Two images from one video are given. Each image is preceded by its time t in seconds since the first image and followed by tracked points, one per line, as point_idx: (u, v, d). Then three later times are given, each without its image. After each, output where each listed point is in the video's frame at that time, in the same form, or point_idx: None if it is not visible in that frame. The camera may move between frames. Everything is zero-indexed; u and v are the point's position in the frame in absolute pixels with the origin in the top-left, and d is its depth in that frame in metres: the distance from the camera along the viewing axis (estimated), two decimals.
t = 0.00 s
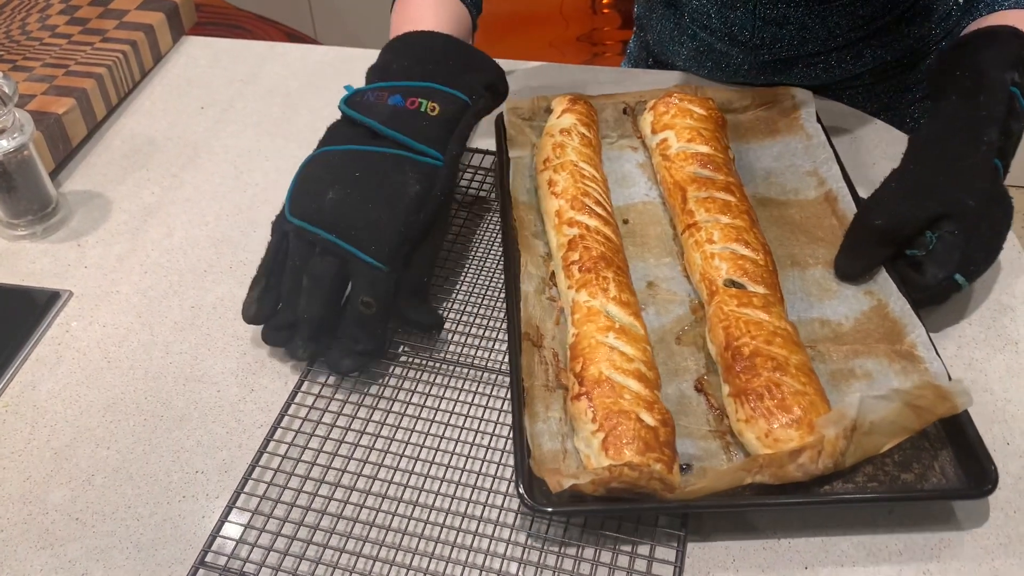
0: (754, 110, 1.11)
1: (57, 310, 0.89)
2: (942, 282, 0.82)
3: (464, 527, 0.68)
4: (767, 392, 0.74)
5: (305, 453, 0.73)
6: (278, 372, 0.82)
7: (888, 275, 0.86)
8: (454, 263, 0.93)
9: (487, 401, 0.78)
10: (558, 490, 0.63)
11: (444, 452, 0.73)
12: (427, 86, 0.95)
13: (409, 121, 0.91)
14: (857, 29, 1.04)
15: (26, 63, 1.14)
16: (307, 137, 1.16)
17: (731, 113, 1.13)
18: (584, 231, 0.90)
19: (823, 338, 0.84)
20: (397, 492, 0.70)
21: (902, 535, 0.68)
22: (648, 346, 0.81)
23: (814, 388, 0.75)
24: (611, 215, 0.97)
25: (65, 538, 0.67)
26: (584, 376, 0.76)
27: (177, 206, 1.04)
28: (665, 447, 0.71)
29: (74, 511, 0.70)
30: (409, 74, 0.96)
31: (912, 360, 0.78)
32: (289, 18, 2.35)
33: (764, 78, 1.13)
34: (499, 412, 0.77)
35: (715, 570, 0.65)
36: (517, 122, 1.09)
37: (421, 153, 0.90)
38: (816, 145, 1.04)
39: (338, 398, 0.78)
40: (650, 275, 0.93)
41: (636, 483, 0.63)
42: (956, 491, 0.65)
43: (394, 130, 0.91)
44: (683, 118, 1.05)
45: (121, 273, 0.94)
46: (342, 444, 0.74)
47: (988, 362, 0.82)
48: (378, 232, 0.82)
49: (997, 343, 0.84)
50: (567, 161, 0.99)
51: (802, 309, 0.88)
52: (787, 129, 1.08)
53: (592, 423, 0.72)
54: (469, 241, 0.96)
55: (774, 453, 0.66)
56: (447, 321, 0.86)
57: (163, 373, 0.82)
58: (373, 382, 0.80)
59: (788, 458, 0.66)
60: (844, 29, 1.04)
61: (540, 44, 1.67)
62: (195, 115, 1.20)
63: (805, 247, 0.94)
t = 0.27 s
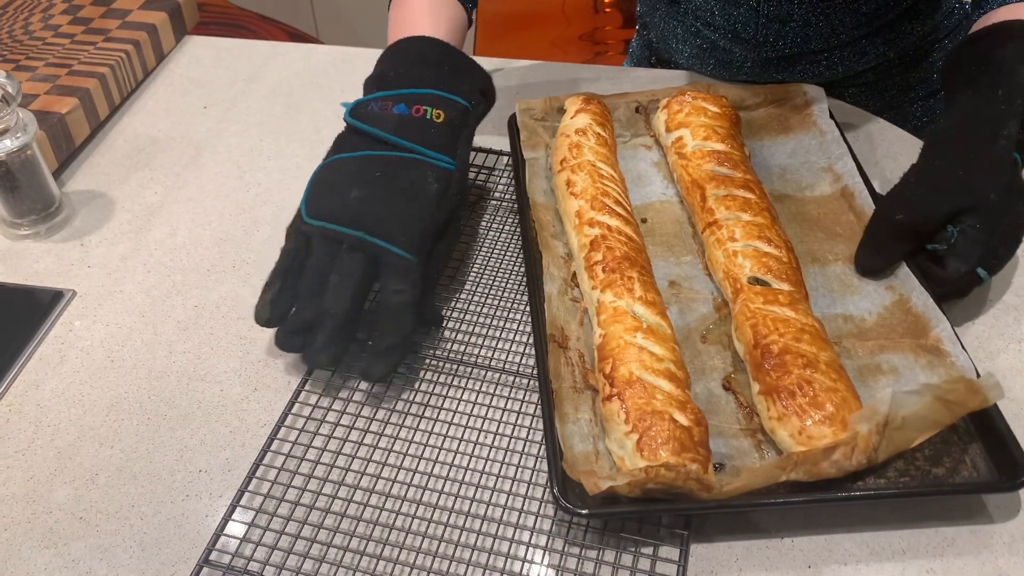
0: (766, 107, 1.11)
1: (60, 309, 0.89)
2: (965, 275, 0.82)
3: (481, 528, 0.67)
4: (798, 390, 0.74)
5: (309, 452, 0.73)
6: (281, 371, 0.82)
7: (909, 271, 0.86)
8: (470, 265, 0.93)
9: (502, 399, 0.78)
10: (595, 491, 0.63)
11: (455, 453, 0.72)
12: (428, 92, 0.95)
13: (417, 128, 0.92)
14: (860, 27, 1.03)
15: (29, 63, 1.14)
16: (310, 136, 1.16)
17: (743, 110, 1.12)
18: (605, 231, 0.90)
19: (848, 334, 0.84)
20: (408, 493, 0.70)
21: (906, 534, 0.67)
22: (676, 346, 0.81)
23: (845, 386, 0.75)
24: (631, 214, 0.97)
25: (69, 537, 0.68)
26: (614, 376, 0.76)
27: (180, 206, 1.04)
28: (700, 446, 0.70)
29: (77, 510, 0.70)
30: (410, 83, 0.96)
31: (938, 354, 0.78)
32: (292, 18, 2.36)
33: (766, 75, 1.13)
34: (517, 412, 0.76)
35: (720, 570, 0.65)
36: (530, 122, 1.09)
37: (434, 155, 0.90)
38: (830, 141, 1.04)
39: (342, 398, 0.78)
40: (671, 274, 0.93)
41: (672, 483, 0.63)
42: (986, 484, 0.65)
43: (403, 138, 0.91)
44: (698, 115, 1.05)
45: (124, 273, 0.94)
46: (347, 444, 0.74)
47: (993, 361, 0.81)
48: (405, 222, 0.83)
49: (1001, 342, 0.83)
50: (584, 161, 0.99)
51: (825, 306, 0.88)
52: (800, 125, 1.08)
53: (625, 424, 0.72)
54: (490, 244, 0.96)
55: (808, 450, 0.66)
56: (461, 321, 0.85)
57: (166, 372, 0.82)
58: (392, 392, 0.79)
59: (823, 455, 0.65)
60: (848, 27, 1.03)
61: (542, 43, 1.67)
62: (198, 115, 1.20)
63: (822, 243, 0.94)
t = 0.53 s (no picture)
0: (770, 104, 1.11)
1: (62, 308, 0.89)
2: (971, 272, 0.82)
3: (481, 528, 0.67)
4: (806, 388, 0.74)
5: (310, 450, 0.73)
6: (283, 371, 0.81)
7: (914, 267, 0.86)
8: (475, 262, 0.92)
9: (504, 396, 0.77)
10: (604, 491, 0.62)
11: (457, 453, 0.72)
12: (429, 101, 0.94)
13: (439, 139, 0.91)
14: (864, 25, 1.03)
15: (30, 62, 1.14)
16: (312, 135, 1.15)
17: (746, 108, 1.12)
18: (610, 230, 0.90)
19: (854, 332, 0.84)
20: (409, 492, 0.70)
21: (911, 534, 0.67)
22: (682, 345, 0.81)
23: (852, 383, 0.75)
24: (635, 213, 0.96)
25: (71, 536, 0.67)
26: (620, 376, 0.76)
27: (181, 205, 1.04)
28: (707, 446, 0.70)
29: (79, 510, 0.69)
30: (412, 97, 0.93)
31: (944, 351, 0.78)
32: (293, 17, 2.35)
33: (769, 74, 1.12)
34: (521, 411, 0.76)
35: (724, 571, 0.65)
36: (532, 121, 1.09)
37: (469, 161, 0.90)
38: (834, 138, 1.03)
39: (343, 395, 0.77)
40: (676, 273, 0.93)
41: (680, 483, 0.63)
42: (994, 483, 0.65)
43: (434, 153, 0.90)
44: (701, 113, 1.05)
45: (125, 272, 0.94)
46: (348, 443, 0.73)
47: (996, 360, 0.81)
48: (476, 237, 0.84)
49: (1004, 341, 0.82)
50: (588, 160, 0.99)
51: (830, 304, 0.88)
52: (804, 122, 1.07)
53: (631, 424, 0.71)
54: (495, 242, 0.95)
55: (815, 449, 0.66)
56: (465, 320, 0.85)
57: (168, 372, 0.82)
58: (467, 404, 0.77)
59: (831, 453, 0.65)
60: (852, 26, 1.03)
61: (544, 42, 1.67)
62: (199, 114, 1.20)
63: (827, 241, 0.94)
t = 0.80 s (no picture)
0: (776, 101, 1.10)
1: (61, 309, 0.88)
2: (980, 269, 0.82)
3: (487, 527, 0.66)
4: (817, 385, 0.74)
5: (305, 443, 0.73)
6: (282, 371, 0.81)
7: (922, 265, 0.85)
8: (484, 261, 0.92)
9: (513, 395, 0.76)
10: (616, 489, 0.62)
11: (464, 451, 0.71)
12: (394, 86, 0.97)
13: (399, 123, 0.95)
14: (863, 23, 1.02)
15: (29, 62, 1.13)
16: (312, 135, 1.15)
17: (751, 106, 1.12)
18: (618, 227, 0.90)
19: (863, 329, 0.84)
20: (414, 489, 0.69)
21: (912, 535, 0.66)
22: (691, 343, 0.80)
23: (863, 381, 0.74)
24: (643, 211, 0.96)
25: (69, 538, 0.67)
26: (631, 373, 0.75)
27: (180, 205, 1.03)
28: (718, 443, 0.70)
29: (77, 511, 0.69)
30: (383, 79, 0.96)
31: (953, 349, 0.77)
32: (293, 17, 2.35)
33: (769, 72, 1.12)
34: (529, 411, 0.75)
35: (719, 570, 0.65)
36: (539, 119, 1.08)
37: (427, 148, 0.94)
38: (839, 136, 1.03)
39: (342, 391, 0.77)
40: (684, 270, 0.92)
41: (691, 480, 0.62)
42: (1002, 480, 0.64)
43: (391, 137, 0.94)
44: (708, 111, 1.04)
45: (125, 273, 0.94)
46: (344, 436, 0.73)
47: (999, 359, 0.80)
48: (424, 222, 0.86)
49: (1008, 341, 0.82)
50: (595, 158, 0.99)
51: (838, 302, 0.87)
52: (809, 120, 1.07)
53: (643, 422, 0.71)
54: (504, 241, 0.94)
55: (826, 446, 0.65)
56: (472, 318, 0.84)
57: (166, 373, 0.81)
58: (404, 380, 0.79)
59: (842, 451, 0.65)
60: (850, 23, 1.03)
61: (544, 42, 1.66)
62: (198, 114, 1.19)
63: (834, 239, 0.94)
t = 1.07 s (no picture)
0: (777, 102, 1.10)
1: (60, 308, 0.88)
2: (979, 268, 0.81)
3: (483, 524, 0.66)
4: (815, 384, 0.73)
5: (303, 440, 0.72)
6: (280, 370, 0.81)
7: (923, 265, 0.85)
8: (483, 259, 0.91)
9: (511, 392, 0.76)
10: (614, 486, 0.62)
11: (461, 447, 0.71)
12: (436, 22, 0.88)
13: (436, 55, 0.84)
14: (866, 19, 1.02)
15: (28, 61, 1.13)
16: (312, 134, 1.15)
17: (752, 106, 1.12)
18: (618, 225, 0.90)
19: (862, 329, 0.84)
20: (411, 486, 0.69)
21: (912, 534, 0.66)
22: (690, 341, 0.80)
23: (862, 380, 0.74)
24: (643, 210, 0.95)
25: (68, 538, 0.67)
26: (629, 371, 0.75)
27: (180, 204, 1.03)
28: (717, 441, 0.70)
29: (76, 511, 0.69)
30: (414, 24, 0.89)
31: (953, 349, 0.77)
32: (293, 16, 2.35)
33: (771, 67, 1.11)
34: (527, 408, 0.75)
35: (718, 568, 0.64)
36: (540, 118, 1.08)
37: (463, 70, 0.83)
38: (841, 136, 1.02)
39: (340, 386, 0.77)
40: (684, 269, 0.92)
41: (690, 478, 0.62)
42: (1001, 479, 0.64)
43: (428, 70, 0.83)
44: (709, 110, 1.04)
45: (124, 272, 0.94)
46: (341, 432, 0.73)
47: (999, 359, 0.80)
48: (458, 128, 0.77)
49: (1009, 340, 0.82)
50: (596, 156, 0.98)
51: (838, 302, 0.87)
52: (810, 120, 1.07)
53: (641, 420, 0.71)
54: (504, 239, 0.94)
55: (824, 445, 0.65)
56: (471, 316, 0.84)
57: (166, 372, 0.81)
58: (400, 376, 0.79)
59: (840, 450, 0.64)
60: (852, 18, 1.02)
61: (544, 41, 1.66)
62: (198, 113, 1.19)
63: (835, 238, 0.94)
